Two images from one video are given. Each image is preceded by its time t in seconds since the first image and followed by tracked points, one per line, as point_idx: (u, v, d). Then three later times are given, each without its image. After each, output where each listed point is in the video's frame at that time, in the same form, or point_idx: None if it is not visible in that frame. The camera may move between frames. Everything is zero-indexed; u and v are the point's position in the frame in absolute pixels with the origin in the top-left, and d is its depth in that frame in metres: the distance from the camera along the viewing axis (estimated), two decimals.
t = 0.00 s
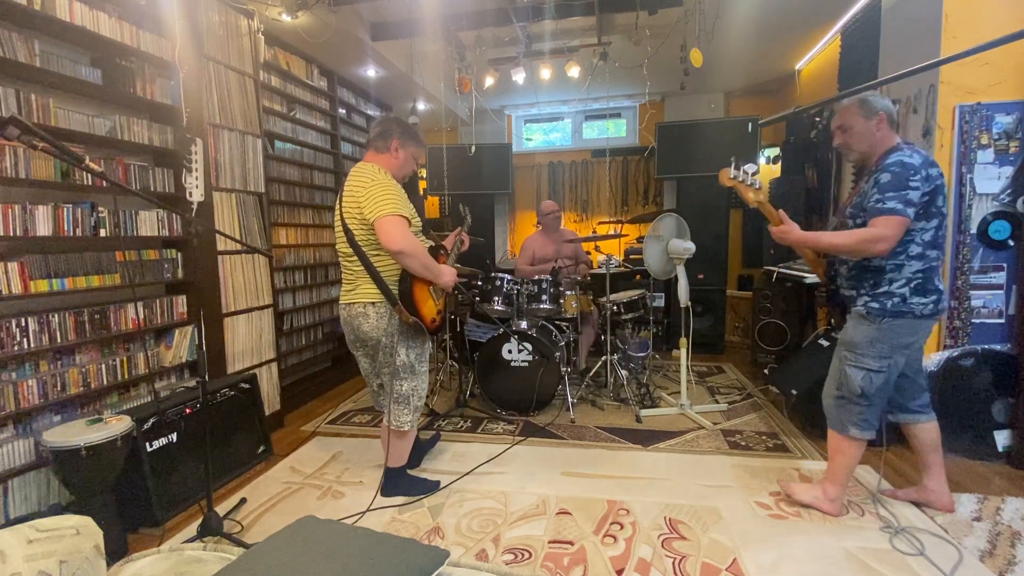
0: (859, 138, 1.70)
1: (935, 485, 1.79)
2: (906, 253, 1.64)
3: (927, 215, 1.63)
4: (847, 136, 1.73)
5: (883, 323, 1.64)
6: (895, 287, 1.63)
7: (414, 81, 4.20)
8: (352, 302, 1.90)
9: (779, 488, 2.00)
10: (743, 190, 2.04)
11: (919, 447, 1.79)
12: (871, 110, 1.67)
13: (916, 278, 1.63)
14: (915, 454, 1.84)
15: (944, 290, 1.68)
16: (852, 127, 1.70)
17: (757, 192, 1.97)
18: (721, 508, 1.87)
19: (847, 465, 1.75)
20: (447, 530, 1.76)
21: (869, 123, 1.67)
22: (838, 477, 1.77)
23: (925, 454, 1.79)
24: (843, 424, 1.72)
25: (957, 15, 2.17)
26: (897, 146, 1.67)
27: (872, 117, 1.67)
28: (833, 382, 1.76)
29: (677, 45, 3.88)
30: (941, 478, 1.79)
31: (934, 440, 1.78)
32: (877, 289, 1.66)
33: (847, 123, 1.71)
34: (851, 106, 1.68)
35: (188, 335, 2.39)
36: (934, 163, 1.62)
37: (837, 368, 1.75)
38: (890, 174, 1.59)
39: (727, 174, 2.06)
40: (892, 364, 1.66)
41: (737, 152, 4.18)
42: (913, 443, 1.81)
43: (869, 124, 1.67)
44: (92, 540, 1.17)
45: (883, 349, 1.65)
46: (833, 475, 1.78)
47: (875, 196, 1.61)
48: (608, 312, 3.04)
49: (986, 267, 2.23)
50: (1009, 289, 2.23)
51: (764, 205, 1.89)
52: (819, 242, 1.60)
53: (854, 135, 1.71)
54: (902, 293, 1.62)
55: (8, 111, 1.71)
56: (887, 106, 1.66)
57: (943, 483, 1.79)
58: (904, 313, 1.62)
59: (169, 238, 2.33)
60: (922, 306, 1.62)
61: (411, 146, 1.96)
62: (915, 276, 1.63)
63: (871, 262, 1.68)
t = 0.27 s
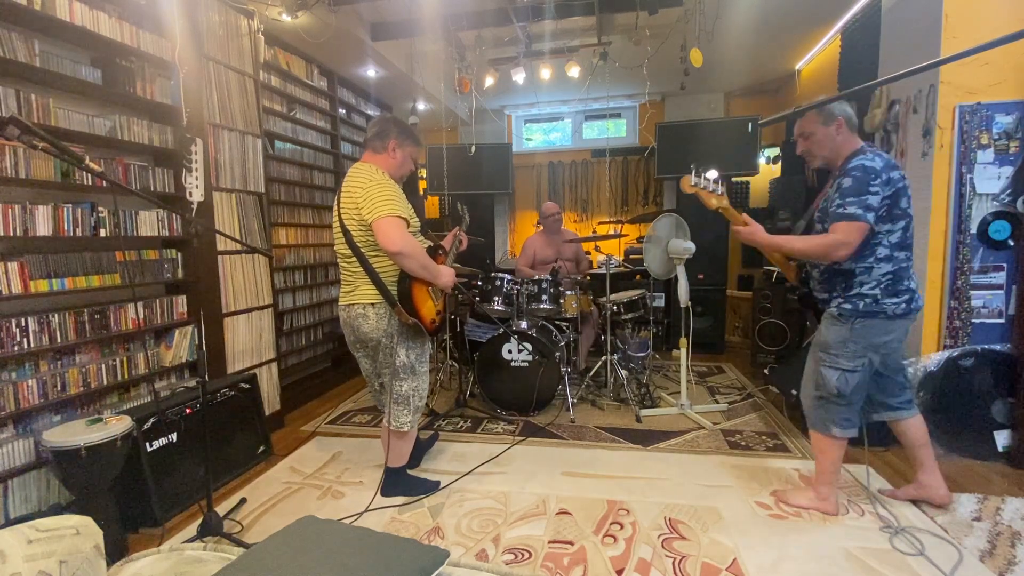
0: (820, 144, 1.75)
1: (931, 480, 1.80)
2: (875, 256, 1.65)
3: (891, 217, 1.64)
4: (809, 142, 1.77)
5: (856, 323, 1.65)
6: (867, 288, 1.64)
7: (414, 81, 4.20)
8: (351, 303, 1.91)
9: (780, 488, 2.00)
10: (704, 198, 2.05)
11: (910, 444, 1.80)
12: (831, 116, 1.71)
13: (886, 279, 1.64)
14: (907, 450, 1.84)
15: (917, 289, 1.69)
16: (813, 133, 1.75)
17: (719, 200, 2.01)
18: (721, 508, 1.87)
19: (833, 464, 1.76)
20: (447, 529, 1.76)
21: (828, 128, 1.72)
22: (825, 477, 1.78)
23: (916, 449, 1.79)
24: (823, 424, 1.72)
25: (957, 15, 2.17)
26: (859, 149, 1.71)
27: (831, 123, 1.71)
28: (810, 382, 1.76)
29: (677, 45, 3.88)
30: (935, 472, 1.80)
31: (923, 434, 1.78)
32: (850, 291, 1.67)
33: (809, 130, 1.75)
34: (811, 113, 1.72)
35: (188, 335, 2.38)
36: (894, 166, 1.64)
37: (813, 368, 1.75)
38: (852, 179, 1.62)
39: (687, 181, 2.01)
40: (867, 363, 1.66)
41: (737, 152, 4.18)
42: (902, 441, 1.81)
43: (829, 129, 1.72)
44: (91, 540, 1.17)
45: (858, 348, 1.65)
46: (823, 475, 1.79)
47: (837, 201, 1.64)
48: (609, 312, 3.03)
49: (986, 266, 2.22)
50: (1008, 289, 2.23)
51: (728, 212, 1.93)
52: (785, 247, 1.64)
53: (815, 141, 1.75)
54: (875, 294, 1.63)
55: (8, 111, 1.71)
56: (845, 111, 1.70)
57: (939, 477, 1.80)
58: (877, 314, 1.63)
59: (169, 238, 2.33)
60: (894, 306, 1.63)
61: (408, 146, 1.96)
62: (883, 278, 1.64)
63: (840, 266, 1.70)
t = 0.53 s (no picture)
0: (802, 143, 1.78)
1: (923, 473, 1.80)
2: (859, 252, 1.67)
3: (874, 212, 1.66)
4: (792, 143, 1.80)
5: (848, 321, 1.66)
6: (853, 285, 1.66)
7: (413, 81, 4.20)
8: (349, 302, 1.91)
9: (780, 488, 2.00)
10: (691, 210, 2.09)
11: (899, 436, 1.80)
12: (810, 117, 1.74)
13: (871, 274, 1.65)
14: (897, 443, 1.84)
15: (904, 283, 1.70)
16: (795, 135, 1.77)
17: (706, 212, 2.04)
18: (721, 508, 1.87)
19: (834, 463, 1.77)
20: (447, 529, 1.76)
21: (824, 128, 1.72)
22: (825, 477, 1.79)
23: (906, 442, 1.79)
24: (825, 426, 1.71)
25: (957, 15, 2.17)
26: (842, 145, 1.73)
27: (811, 123, 1.74)
28: (809, 385, 1.75)
29: (677, 45, 3.88)
30: (927, 465, 1.80)
31: (912, 426, 1.78)
32: (837, 289, 1.69)
33: (790, 131, 1.78)
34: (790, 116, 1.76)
35: (188, 335, 2.38)
36: (873, 160, 1.66)
37: (810, 369, 1.75)
38: (834, 176, 1.64)
39: (673, 198, 2.08)
40: (863, 360, 1.66)
41: (737, 152, 4.18)
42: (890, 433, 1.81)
43: (810, 129, 1.75)
44: (91, 540, 1.17)
45: (852, 347, 1.66)
46: (822, 475, 1.80)
47: (822, 198, 1.65)
48: (609, 312, 3.03)
49: (986, 266, 2.22)
50: (1008, 289, 2.23)
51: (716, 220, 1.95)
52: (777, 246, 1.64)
53: (798, 143, 1.78)
54: (862, 290, 1.65)
55: (8, 112, 1.71)
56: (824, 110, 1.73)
57: (930, 470, 1.80)
58: (866, 310, 1.64)
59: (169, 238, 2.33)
60: (882, 301, 1.64)
61: (403, 145, 1.96)
62: (870, 273, 1.65)
63: (827, 263, 1.71)
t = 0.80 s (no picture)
0: (818, 141, 1.76)
1: (927, 475, 1.80)
2: (871, 252, 1.66)
3: (888, 214, 1.65)
4: (808, 140, 1.77)
5: (853, 321, 1.65)
6: (862, 286, 1.65)
7: (413, 81, 4.20)
8: (342, 301, 1.91)
9: (780, 488, 2.00)
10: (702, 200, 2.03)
11: (903, 438, 1.80)
12: (829, 114, 1.71)
13: (882, 275, 1.64)
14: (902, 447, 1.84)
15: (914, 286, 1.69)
16: (812, 131, 1.75)
17: (717, 203, 1.97)
18: (721, 508, 1.87)
19: (834, 464, 1.77)
20: (447, 529, 1.76)
21: (822, 128, 1.72)
22: (828, 477, 1.78)
23: (911, 445, 1.79)
24: (820, 423, 1.73)
25: (957, 15, 2.17)
26: (858, 146, 1.71)
27: (830, 120, 1.71)
28: (809, 382, 1.77)
29: (677, 45, 3.88)
30: (932, 469, 1.80)
31: (917, 429, 1.78)
32: (846, 289, 1.67)
33: (807, 128, 1.75)
34: (808, 111, 1.73)
35: (187, 335, 2.39)
36: (891, 162, 1.65)
37: (812, 367, 1.76)
38: (851, 175, 1.62)
39: (687, 186, 2.03)
40: (866, 361, 1.66)
41: (737, 152, 4.18)
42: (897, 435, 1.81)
43: (828, 127, 1.72)
44: (91, 539, 1.18)
45: (856, 347, 1.66)
46: (822, 475, 1.80)
47: (837, 197, 1.63)
48: (609, 312, 3.03)
49: (986, 267, 2.22)
50: (1009, 289, 2.23)
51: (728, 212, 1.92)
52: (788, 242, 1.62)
53: (815, 139, 1.75)
54: (871, 291, 1.64)
55: (8, 112, 1.71)
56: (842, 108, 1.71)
57: (935, 473, 1.80)
58: (873, 311, 1.64)
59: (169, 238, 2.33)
60: (890, 303, 1.63)
61: (395, 145, 1.96)
62: (880, 274, 1.64)
63: (838, 263, 1.70)
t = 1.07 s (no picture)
0: (868, 143, 1.68)
1: (936, 486, 1.79)
2: (911, 259, 1.63)
3: (934, 221, 1.62)
4: (855, 140, 1.70)
5: (882, 325, 1.64)
6: (897, 292, 1.62)
7: (413, 81, 4.20)
8: (330, 298, 1.91)
9: (780, 488, 2.00)
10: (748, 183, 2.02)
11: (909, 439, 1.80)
12: (879, 114, 1.64)
13: (919, 283, 1.62)
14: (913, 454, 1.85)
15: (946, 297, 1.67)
16: (860, 131, 1.67)
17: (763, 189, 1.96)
18: (721, 508, 1.87)
19: (840, 464, 1.76)
20: (447, 529, 1.76)
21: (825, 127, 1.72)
22: (830, 475, 1.78)
23: (924, 455, 1.79)
24: (828, 420, 1.73)
25: (957, 15, 2.17)
26: (906, 150, 1.66)
27: (880, 121, 1.64)
28: (825, 380, 1.77)
29: (677, 45, 3.88)
30: (942, 478, 1.79)
31: (931, 440, 1.78)
32: (879, 294, 1.65)
33: (855, 128, 1.68)
34: (859, 110, 1.65)
35: (187, 335, 2.38)
36: (942, 169, 1.61)
37: (831, 366, 1.76)
38: (899, 178, 1.59)
39: (735, 167, 2.02)
40: (888, 365, 1.66)
41: (737, 152, 4.18)
42: (911, 444, 1.81)
43: (877, 128, 1.66)
44: (91, 540, 1.17)
45: (882, 351, 1.65)
46: (827, 473, 1.79)
47: (882, 200, 1.61)
48: (608, 312, 3.03)
49: (986, 267, 2.23)
50: (1008, 289, 2.23)
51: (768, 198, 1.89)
52: (826, 242, 1.61)
53: (864, 140, 1.68)
54: (904, 298, 1.61)
55: (8, 112, 1.71)
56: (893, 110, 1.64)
57: (943, 482, 1.79)
58: (904, 318, 1.62)
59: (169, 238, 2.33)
60: (922, 311, 1.62)
61: (389, 147, 1.95)
62: (917, 282, 1.62)
63: (874, 266, 1.68)
